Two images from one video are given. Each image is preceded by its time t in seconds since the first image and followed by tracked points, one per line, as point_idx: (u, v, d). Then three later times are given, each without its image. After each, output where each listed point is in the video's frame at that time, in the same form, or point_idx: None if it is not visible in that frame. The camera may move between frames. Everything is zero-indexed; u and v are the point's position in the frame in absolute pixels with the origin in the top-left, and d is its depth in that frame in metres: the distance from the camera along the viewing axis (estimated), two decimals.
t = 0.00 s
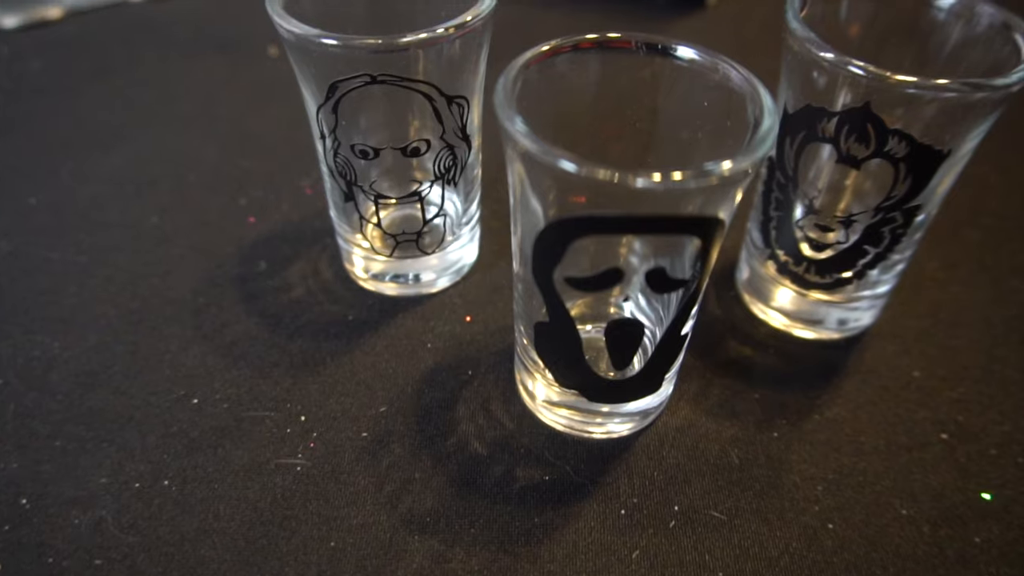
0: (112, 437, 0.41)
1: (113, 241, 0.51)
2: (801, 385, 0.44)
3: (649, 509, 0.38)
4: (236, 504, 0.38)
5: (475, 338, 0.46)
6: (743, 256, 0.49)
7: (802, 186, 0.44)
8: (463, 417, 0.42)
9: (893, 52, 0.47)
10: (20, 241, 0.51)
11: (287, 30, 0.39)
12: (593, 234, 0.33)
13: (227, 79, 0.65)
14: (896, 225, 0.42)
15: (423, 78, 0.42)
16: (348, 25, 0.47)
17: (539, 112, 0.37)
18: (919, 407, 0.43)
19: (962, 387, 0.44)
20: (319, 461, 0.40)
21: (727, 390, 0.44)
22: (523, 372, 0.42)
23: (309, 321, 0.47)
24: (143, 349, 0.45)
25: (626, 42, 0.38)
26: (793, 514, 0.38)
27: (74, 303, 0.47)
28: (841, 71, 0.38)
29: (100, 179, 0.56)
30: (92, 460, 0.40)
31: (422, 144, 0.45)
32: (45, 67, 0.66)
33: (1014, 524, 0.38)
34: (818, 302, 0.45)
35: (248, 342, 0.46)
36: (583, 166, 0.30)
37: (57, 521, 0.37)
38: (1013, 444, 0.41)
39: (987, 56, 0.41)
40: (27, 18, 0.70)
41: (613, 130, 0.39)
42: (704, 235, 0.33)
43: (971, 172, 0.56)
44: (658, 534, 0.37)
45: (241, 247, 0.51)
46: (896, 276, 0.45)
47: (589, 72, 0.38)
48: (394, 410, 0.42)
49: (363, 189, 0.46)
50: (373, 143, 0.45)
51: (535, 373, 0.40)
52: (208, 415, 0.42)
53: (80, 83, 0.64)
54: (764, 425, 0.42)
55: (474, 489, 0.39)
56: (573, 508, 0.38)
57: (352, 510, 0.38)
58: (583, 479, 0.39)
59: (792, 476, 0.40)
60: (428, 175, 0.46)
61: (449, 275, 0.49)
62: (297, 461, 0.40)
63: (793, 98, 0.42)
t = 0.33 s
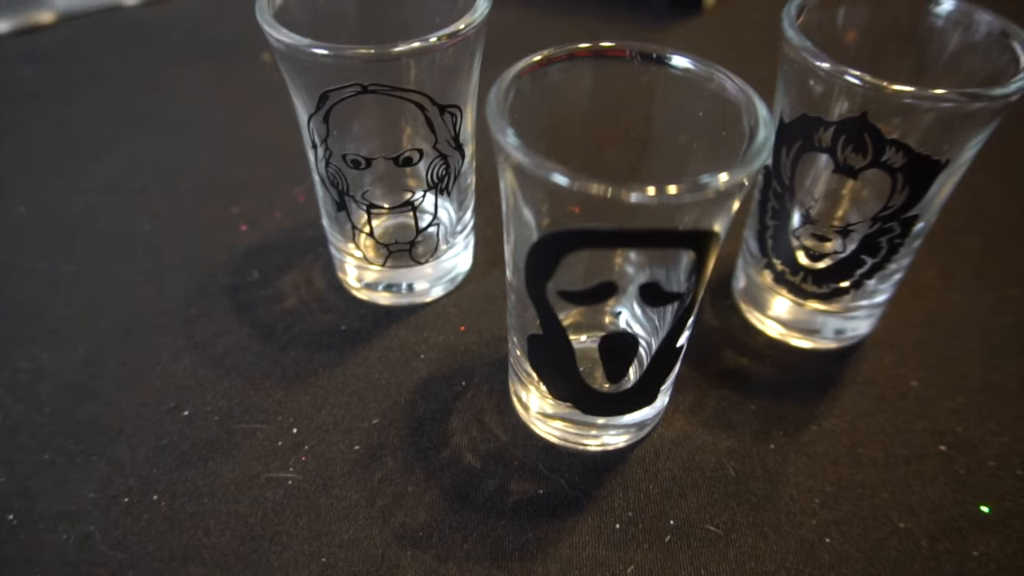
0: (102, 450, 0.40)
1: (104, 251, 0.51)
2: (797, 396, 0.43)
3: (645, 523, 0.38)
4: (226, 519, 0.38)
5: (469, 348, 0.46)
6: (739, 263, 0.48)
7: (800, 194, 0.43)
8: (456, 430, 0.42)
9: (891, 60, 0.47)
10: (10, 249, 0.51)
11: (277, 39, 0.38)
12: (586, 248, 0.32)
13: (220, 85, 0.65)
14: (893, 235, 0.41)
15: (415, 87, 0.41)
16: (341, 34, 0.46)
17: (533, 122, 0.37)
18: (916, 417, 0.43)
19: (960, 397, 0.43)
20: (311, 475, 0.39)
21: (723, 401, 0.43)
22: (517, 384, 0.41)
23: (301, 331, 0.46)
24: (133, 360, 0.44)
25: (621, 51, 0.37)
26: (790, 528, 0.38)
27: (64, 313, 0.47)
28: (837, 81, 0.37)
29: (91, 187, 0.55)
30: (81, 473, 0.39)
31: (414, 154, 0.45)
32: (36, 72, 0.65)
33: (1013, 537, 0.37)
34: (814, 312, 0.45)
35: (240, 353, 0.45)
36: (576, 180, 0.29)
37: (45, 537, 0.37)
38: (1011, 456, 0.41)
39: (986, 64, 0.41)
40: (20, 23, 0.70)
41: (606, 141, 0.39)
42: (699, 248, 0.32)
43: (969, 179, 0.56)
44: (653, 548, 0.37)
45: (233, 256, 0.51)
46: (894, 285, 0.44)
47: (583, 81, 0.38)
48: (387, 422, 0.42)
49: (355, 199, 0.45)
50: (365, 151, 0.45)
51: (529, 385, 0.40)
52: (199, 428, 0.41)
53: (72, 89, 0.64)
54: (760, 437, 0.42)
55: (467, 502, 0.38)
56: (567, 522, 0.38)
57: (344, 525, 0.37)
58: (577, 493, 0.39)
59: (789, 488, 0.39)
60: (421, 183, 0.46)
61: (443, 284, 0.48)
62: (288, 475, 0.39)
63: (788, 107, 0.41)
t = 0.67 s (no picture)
0: (89, 465, 0.40)
1: (94, 260, 0.50)
2: (793, 408, 0.43)
3: (639, 537, 0.37)
4: (215, 535, 0.37)
5: (462, 359, 0.45)
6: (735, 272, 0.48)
7: (795, 203, 0.43)
8: (448, 443, 0.41)
9: (886, 66, 0.46)
10: None
11: (264, 49, 0.38)
12: (578, 262, 0.32)
13: (212, 91, 0.64)
14: (890, 245, 0.41)
15: (405, 96, 0.41)
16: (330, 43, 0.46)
17: (525, 134, 0.36)
18: (914, 429, 0.42)
19: (958, 409, 0.43)
20: (301, 489, 0.39)
21: (718, 413, 0.43)
22: (510, 396, 0.41)
23: (293, 342, 0.46)
24: (122, 372, 0.44)
25: (614, 61, 0.37)
26: (786, 542, 0.37)
27: (52, 324, 0.46)
28: (832, 91, 0.37)
29: (81, 195, 0.55)
30: (67, 488, 0.39)
31: (405, 164, 0.45)
32: (27, 78, 0.65)
33: (1011, 551, 0.37)
34: (811, 322, 0.44)
35: (230, 364, 0.45)
36: (567, 195, 0.29)
37: (30, 553, 0.36)
38: (1010, 468, 0.40)
39: (984, 72, 0.41)
40: (11, 28, 0.69)
41: (597, 151, 0.39)
42: (693, 262, 0.32)
43: (968, 186, 0.55)
44: (647, 563, 0.36)
45: (225, 266, 0.50)
46: (892, 295, 0.44)
47: (574, 91, 0.37)
48: (378, 435, 0.41)
49: (346, 209, 0.45)
50: (356, 161, 0.45)
51: (522, 397, 0.39)
52: (188, 441, 0.41)
53: (63, 95, 0.63)
54: (756, 450, 0.41)
55: (459, 517, 0.38)
56: (560, 537, 0.37)
57: (334, 541, 0.37)
58: (571, 507, 0.38)
59: (785, 502, 0.39)
60: (413, 192, 0.46)
61: (437, 293, 0.48)
62: (278, 489, 0.39)
63: (784, 117, 0.41)
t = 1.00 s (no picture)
0: (76, 477, 0.39)
1: (83, 268, 0.50)
2: (790, 418, 0.43)
3: (633, 551, 0.37)
4: (203, 549, 0.36)
5: (455, 369, 0.45)
6: (731, 279, 0.47)
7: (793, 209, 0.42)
8: (440, 455, 0.41)
9: (882, 73, 0.46)
10: None
11: (252, 57, 0.38)
12: (570, 275, 0.31)
13: (206, 97, 0.64)
14: (887, 254, 0.40)
15: (396, 105, 0.41)
16: (321, 49, 0.46)
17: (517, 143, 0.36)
18: (912, 440, 0.42)
19: (956, 419, 0.42)
20: (291, 502, 0.38)
21: (714, 424, 0.42)
22: (503, 407, 0.40)
23: (284, 352, 0.45)
24: (111, 383, 0.43)
25: (607, 69, 0.36)
26: (782, 556, 0.37)
27: (41, 333, 0.46)
28: (829, 99, 0.36)
29: (71, 201, 0.54)
30: (54, 501, 0.38)
31: (395, 173, 0.45)
32: (19, 84, 0.64)
33: (1011, 565, 0.36)
34: (808, 331, 0.44)
35: (220, 375, 0.44)
36: (558, 208, 0.28)
37: (15, 568, 0.36)
38: (1009, 481, 0.40)
39: (983, 79, 0.40)
40: (2, 33, 0.69)
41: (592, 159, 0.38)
42: (687, 275, 0.31)
43: (966, 192, 0.55)
44: None
45: (216, 274, 0.50)
46: (889, 304, 0.44)
47: (566, 99, 0.37)
48: (370, 446, 0.41)
49: (337, 219, 0.44)
50: (347, 170, 0.45)
51: (515, 409, 0.39)
52: (176, 453, 0.40)
53: (55, 101, 0.63)
54: (752, 461, 0.41)
55: (451, 531, 0.37)
56: (554, 551, 0.37)
57: (324, 555, 0.36)
58: (564, 520, 0.38)
59: (782, 515, 0.38)
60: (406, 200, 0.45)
61: (431, 301, 0.47)
62: (267, 503, 0.38)
63: (781, 124, 0.40)
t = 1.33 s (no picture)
0: (62, 489, 0.39)
1: (73, 275, 0.49)
2: (787, 429, 0.42)
3: (627, 566, 0.36)
4: (190, 563, 0.36)
5: (449, 379, 0.44)
6: (727, 287, 0.47)
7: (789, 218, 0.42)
8: (432, 466, 0.40)
9: (880, 79, 0.45)
10: None
11: (240, 64, 0.37)
12: (561, 287, 0.31)
13: (199, 102, 0.63)
14: (885, 264, 0.40)
15: (387, 112, 0.40)
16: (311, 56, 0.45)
17: (508, 152, 0.35)
18: (910, 451, 0.41)
19: (955, 429, 0.42)
20: (280, 515, 0.38)
21: (709, 435, 0.42)
22: (496, 418, 0.40)
23: (275, 361, 0.45)
24: (99, 393, 0.43)
25: (600, 76, 0.36)
26: (778, 570, 0.36)
27: (29, 342, 0.45)
28: (825, 107, 0.36)
29: (62, 207, 0.54)
30: (40, 514, 0.38)
31: (387, 181, 0.43)
32: (10, 88, 0.64)
33: None
34: (805, 340, 0.43)
35: (210, 384, 0.43)
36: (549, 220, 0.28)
37: None
38: (1009, 493, 0.39)
39: (982, 85, 0.40)
40: None
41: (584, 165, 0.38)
42: (681, 287, 0.31)
43: (965, 198, 0.54)
44: None
45: (207, 282, 0.49)
46: (887, 312, 0.43)
47: (559, 107, 0.36)
48: (361, 458, 0.40)
49: (327, 227, 0.44)
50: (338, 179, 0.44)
51: (507, 420, 0.38)
52: (165, 465, 0.40)
53: (47, 105, 0.62)
54: (748, 473, 0.40)
55: (443, 545, 0.37)
56: (546, 565, 0.36)
57: (313, 570, 0.36)
58: (558, 534, 0.37)
59: (778, 528, 0.38)
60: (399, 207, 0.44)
61: (425, 309, 0.47)
62: (256, 516, 0.38)
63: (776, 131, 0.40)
